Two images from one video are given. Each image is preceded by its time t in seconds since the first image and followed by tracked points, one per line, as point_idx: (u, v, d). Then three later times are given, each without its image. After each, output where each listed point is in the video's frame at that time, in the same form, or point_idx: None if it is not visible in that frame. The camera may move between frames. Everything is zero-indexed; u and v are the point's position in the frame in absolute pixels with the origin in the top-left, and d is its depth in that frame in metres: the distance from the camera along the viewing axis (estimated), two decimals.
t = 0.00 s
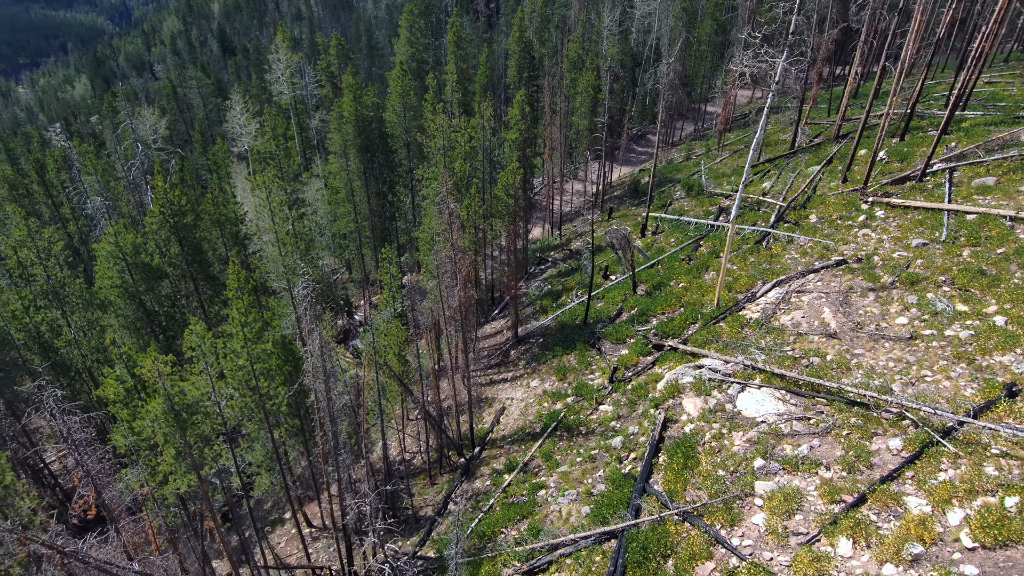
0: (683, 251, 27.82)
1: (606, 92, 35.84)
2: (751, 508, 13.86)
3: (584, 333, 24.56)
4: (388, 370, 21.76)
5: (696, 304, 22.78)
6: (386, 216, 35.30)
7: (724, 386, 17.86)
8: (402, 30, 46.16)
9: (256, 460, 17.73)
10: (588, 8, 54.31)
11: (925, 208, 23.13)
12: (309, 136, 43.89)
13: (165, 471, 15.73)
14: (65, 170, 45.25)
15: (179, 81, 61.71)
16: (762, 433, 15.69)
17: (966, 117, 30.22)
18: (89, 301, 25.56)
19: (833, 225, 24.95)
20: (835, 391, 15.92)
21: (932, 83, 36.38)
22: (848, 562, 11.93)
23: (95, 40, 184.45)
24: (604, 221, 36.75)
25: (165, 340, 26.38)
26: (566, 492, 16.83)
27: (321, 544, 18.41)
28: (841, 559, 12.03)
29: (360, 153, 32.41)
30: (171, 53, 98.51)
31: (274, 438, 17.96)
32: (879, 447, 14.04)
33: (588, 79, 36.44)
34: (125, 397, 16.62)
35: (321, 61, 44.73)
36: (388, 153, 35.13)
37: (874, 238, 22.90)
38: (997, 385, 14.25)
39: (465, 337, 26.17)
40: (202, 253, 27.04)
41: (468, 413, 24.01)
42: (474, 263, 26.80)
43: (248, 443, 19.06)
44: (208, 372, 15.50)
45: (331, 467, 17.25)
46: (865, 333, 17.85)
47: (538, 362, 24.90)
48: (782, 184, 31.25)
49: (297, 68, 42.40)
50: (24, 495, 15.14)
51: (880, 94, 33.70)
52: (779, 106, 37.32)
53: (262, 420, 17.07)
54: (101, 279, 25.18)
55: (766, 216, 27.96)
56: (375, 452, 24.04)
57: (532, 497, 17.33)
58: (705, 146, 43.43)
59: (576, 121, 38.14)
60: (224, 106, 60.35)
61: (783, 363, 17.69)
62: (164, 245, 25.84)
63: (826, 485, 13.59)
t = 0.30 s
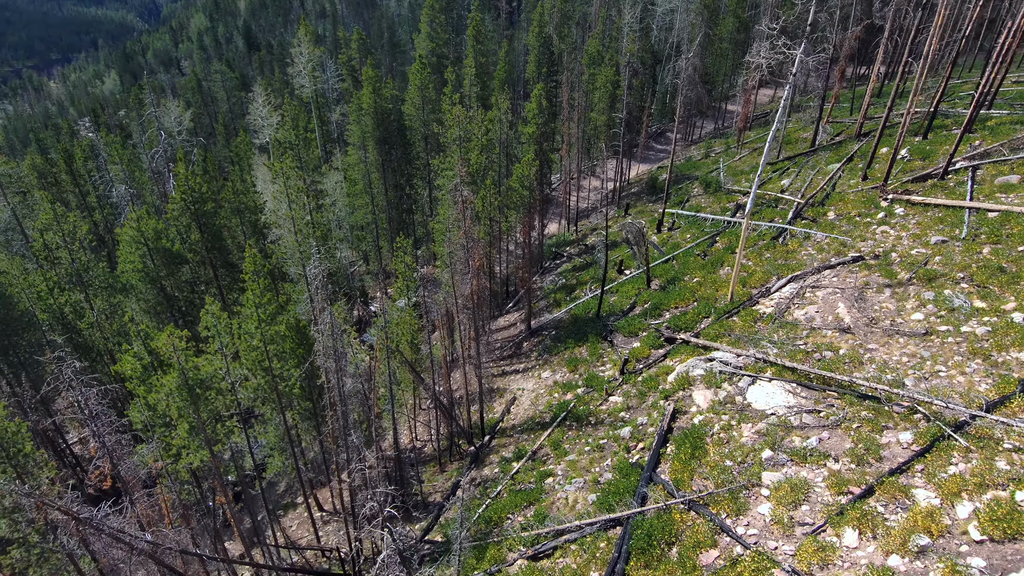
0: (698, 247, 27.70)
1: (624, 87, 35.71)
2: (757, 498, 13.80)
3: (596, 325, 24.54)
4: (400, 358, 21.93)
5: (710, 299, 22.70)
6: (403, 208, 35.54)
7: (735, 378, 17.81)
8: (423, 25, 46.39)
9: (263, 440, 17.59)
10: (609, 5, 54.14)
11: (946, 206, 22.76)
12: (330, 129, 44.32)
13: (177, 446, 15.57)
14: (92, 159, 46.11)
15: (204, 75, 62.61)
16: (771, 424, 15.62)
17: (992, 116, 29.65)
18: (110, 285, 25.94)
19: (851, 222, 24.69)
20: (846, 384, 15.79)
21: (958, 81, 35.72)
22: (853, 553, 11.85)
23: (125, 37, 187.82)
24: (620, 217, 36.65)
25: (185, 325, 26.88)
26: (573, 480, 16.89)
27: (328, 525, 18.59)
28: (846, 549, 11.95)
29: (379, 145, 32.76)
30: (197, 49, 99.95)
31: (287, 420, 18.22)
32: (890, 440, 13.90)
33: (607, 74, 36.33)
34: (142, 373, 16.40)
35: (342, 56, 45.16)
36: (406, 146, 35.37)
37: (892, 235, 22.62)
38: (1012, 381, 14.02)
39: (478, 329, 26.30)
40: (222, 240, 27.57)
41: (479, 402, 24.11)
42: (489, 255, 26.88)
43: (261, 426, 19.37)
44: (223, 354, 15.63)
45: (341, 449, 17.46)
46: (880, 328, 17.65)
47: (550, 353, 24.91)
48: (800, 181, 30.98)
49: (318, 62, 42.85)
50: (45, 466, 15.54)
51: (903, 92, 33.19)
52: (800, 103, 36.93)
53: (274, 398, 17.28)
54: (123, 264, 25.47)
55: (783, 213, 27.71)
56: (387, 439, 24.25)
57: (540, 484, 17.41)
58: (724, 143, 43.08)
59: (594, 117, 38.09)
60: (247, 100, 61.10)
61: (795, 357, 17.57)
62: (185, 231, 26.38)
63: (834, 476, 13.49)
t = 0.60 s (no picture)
0: (714, 243, 27.55)
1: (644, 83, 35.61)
2: (756, 488, 13.77)
3: (608, 318, 24.55)
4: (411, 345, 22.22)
5: (722, 294, 22.61)
6: (421, 200, 35.89)
7: (742, 371, 17.76)
8: (447, 21, 46.79)
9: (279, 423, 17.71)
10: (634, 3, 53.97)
11: (967, 205, 22.34)
12: (353, 123, 44.93)
13: (187, 419, 15.19)
14: (123, 149, 47.35)
15: (234, 70, 63.87)
16: (775, 417, 15.56)
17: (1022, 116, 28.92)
18: (134, 268, 26.65)
19: (870, 221, 24.35)
20: (853, 379, 15.66)
21: (989, 81, 34.91)
22: (849, 543, 11.77)
23: (162, 34, 192.17)
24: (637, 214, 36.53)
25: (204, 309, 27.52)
26: (576, 467, 16.99)
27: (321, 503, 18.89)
28: (843, 540, 11.88)
29: (398, 137, 33.19)
30: (230, 46, 101.80)
31: (297, 400, 18.49)
32: (894, 435, 13.76)
33: (628, 70, 36.25)
34: (157, 347, 16.19)
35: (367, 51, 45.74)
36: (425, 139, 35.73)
37: (910, 234, 22.27)
38: (1023, 378, 13.77)
39: (490, 320, 26.45)
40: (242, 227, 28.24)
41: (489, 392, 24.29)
42: (503, 247, 27.04)
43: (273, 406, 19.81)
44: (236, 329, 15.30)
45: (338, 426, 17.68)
46: (891, 325, 17.45)
47: (560, 345, 24.97)
48: (821, 180, 30.61)
49: (343, 56, 43.46)
50: (65, 435, 16.15)
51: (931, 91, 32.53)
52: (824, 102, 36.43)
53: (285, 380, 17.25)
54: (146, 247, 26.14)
55: (801, 211, 27.41)
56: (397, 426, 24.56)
57: (543, 471, 17.54)
58: (747, 142, 42.67)
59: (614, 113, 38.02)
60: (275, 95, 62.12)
61: (803, 351, 17.46)
62: (207, 218, 27.11)
63: (835, 469, 13.40)
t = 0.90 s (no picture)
0: (730, 242, 27.39)
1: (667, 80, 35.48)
2: (746, 478, 13.81)
3: (617, 312, 24.61)
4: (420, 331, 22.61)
5: (732, 291, 22.53)
6: (442, 193, 36.34)
7: (744, 365, 17.73)
8: (475, 18, 47.20)
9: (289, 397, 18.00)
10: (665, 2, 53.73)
11: (988, 207, 21.84)
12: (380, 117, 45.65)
13: (193, 389, 15.74)
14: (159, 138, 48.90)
15: (270, 65, 65.30)
16: (772, 411, 15.54)
17: None
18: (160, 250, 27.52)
19: (888, 221, 23.97)
20: (853, 375, 15.54)
21: None
22: (833, 534, 11.76)
23: (206, 30, 197.06)
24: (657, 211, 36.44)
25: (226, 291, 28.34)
26: (573, 454, 17.19)
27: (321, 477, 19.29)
28: (827, 530, 11.87)
29: (420, 130, 33.72)
30: (269, 42, 103.92)
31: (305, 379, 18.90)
32: (889, 431, 13.65)
33: (651, 67, 36.18)
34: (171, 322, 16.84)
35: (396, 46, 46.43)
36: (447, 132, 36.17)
37: (928, 235, 21.87)
38: None
39: (502, 310, 26.75)
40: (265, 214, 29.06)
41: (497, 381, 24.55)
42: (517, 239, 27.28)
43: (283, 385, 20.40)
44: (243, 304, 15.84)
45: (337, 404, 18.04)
46: (898, 323, 17.23)
47: (569, 337, 25.10)
48: (843, 180, 30.15)
49: (372, 51, 44.20)
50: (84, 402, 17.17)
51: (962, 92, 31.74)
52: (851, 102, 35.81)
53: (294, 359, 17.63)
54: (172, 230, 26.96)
55: (820, 211, 27.08)
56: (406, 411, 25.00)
57: (541, 457, 17.78)
58: (773, 142, 42.15)
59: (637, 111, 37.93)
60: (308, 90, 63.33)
61: (806, 348, 17.36)
62: (231, 203, 27.94)
63: (826, 462, 13.36)
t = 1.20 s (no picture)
0: (744, 240, 27.20)
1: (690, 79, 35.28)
2: (730, 468, 13.87)
3: (625, 306, 24.67)
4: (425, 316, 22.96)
5: (740, 288, 22.45)
6: (462, 185, 36.80)
7: (741, 360, 17.72)
8: (505, 15, 47.59)
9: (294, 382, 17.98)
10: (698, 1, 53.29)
11: (1009, 210, 21.28)
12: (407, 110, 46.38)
13: (199, 359, 16.19)
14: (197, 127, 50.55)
15: (307, 59, 66.79)
16: (763, 404, 15.54)
17: None
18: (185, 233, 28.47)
19: (906, 223, 23.52)
20: (848, 371, 15.42)
21: None
22: (808, 524, 11.78)
23: (252, 26, 201.94)
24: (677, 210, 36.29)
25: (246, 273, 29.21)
26: (566, 440, 17.42)
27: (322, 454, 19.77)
28: (803, 520, 11.89)
29: (442, 123, 34.32)
30: (310, 38, 106.12)
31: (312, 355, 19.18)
32: (877, 426, 13.54)
33: (675, 65, 35.98)
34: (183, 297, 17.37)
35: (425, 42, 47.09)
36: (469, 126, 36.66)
37: (943, 237, 21.40)
38: (1020, 379, 13.26)
39: (512, 301, 27.05)
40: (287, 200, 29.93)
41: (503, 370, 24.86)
42: (530, 232, 27.52)
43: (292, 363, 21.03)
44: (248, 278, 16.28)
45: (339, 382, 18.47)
46: (901, 322, 16.99)
47: (577, 329, 25.25)
48: (866, 182, 29.63)
49: (402, 46, 44.96)
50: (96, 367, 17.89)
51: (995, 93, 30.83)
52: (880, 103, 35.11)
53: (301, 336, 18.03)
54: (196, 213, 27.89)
55: (838, 211, 26.70)
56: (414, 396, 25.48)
57: (535, 442, 18.06)
58: (800, 144, 41.50)
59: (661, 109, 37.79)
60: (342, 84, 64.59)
61: (805, 344, 17.27)
62: (254, 188, 28.93)
63: (810, 454, 13.34)
